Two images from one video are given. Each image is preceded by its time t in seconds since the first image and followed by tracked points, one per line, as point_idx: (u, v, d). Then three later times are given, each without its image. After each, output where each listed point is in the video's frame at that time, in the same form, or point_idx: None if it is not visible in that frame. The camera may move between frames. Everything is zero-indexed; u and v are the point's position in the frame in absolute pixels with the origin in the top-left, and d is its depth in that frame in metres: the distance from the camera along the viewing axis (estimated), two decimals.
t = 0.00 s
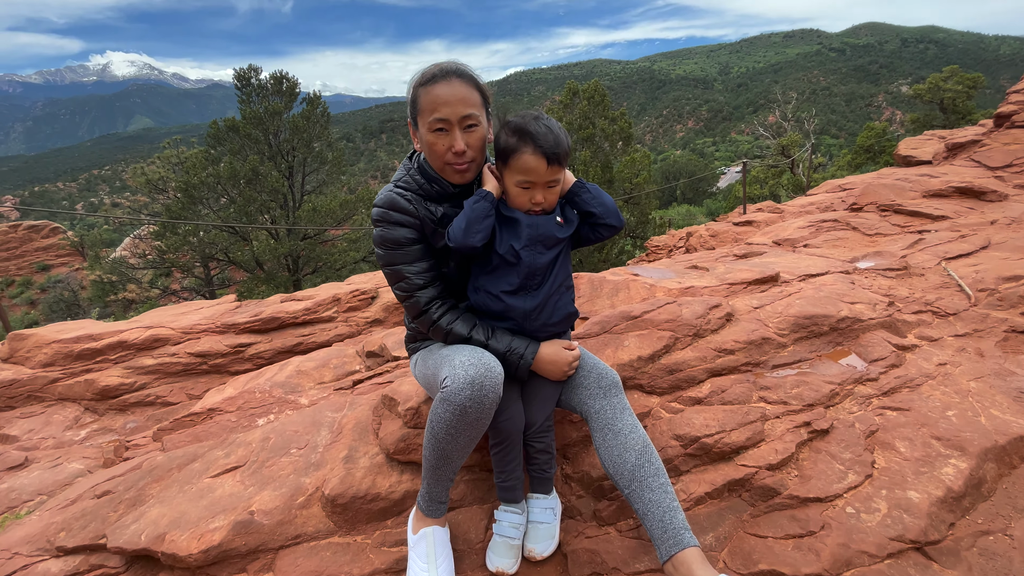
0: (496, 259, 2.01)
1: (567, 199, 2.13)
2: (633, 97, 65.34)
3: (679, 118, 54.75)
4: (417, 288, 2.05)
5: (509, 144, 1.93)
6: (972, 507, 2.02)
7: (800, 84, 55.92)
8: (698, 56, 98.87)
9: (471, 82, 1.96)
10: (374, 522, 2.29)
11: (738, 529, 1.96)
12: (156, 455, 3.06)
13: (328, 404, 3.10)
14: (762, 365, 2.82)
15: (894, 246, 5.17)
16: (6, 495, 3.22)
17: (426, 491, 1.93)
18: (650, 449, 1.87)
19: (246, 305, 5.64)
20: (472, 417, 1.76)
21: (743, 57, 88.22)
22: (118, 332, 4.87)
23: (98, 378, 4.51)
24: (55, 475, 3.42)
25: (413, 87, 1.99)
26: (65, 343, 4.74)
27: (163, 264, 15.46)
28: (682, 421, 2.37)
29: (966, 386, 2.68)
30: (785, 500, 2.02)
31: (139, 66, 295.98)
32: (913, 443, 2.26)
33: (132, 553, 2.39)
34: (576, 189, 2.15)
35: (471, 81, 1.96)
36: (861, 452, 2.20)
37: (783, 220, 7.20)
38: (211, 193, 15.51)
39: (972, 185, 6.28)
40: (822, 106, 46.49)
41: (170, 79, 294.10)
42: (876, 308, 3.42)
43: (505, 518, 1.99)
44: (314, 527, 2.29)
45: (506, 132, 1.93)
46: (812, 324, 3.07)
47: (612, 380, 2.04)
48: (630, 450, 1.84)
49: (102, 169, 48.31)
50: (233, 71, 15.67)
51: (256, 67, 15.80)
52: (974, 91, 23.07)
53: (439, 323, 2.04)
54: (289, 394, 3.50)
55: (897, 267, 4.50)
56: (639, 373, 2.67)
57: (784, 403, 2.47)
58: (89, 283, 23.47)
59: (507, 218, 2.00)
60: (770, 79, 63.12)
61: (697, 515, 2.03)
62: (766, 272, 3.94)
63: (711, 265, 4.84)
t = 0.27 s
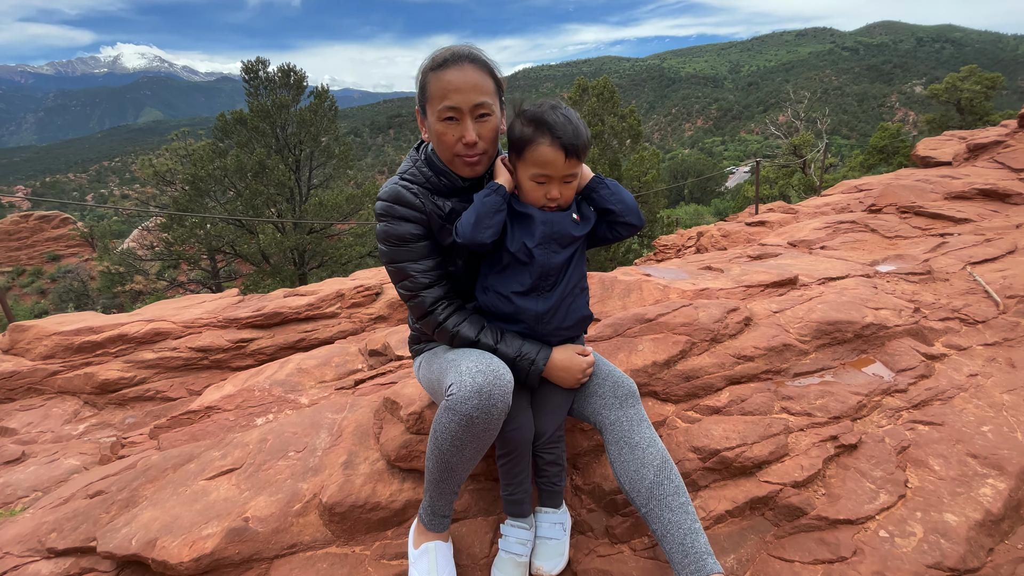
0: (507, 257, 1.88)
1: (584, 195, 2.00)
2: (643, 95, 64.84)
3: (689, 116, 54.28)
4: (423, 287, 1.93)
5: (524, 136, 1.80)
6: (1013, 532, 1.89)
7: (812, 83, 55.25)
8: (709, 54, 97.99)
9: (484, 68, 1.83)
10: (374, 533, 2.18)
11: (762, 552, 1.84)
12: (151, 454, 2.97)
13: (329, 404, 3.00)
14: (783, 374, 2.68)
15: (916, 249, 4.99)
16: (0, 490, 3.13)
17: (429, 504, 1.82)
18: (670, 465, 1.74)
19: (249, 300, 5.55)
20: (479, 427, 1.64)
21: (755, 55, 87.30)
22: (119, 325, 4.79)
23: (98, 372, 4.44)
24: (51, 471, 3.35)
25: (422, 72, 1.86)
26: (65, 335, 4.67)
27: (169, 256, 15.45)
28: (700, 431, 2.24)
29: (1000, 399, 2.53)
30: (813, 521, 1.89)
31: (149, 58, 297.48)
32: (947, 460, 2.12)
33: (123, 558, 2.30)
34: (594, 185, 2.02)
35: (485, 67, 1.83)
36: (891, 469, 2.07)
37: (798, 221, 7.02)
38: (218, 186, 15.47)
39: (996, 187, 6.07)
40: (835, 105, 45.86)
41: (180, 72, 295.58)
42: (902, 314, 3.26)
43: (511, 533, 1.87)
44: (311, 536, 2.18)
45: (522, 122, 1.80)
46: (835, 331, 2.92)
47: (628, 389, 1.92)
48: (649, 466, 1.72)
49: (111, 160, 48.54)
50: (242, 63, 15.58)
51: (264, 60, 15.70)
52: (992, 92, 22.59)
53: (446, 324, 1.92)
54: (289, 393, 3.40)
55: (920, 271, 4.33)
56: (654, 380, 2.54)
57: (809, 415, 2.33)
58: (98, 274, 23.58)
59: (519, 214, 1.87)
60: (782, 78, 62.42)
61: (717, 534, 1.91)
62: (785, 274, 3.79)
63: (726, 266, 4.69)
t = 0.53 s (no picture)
0: (516, 258, 1.79)
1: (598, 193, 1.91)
2: (651, 93, 64.45)
3: (697, 115, 53.89)
4: (427, 287, 1.84)
5: (536, 130, 1.70)
6: None
7: (823, 84, 54.67)
8: (718, 54, 97.30)
9: (496, 59, 1.74)
10: (372, 542, 2.11)
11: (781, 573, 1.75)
12: (148, 453, 2.90)
13: (329, 404, 2.92)
14: (800, 383, 2.58)
15: (933, 254, 4.86)
16: None
17: (430, 517, 1.73)
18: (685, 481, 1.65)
19: (251, 295, 5.48)
20: (484, 437, 1.55)
21: (765, 55, 86.52)
22: (120, 319, 4.73)
23: (98, 366, 4.38)
24: (48, 466, 3.29)
25: (431, 62, 1.76)
26: (66, 328, 4.61)
27: (175, 249, 15.47)
28: (715, 443, 2.14)
29: None
30: (834, 542, 1.81)
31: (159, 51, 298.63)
32: (974, 478, 2.02)
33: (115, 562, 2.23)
34: (608, 183, 1.92)
35: (497, 57, 1.74)
36: (916, 487, 1.97)
37: (811, 223, 6.89)
38: (224, 179, 15.44)
39: (1016, 192, 5.91)
40: (845, 106, 45.35)
41: (189, 65, 296.61)
42: (923, 321, 3.15)
43: (515, 548, 1.78)
44: (308, 544, 2.11)
45: (534, 115, 1.71)
46: (854, 338, 2.81)
47: (641, 400, 1.82)
48: (663, 482, 1.63)
49: (120, 152, 48.77)
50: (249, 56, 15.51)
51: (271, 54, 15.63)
52: (1007, 94, 22.19)
53: (450, 328, 1.83)
54: (289, 392, 3.33)
55: (938, 276, 4.20)
56: (665, 387, 2.44)
57: (828, 428, 2.23)
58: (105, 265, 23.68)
59: (530, 212, 1.78)
60: (792, 78, 61.85)
61: (733, 553, 1.82)
62: (800, 278, 3.67)
63: (738, 269, 4.57)
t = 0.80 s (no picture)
0: (523, 258, 1.76)
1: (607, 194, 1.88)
2: (658, 91, 64.11)
3: (704, 114, 53.57)
4: (432, 287, 1.81)
5: (546, 129, 1.67)
6: None
7: (832, 83, 54.20)
8: (726, 52, 96.64)
9: (506, 55, 1.71)
10: (373, 542, 2.10)
11: None
12: (150, 448, 2.90)
13: (331, 402, 2.91)
14: (808, 388, 2.54)
15: (943, 258, 4.79)
16: None
17: (432, 520, 1.71)
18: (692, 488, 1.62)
19: (255, 290, 5.48)
20: (488, 441, 1.52)
21: (773, 53, 85.85)
22: (124, 312, 4.73)
23: (102, 359, 4.39)
24: (50, 460, 3.30)
25: (441, 58, 1.73)
26: (70, 321, 4.61)
27: (181, 242, 15.52)
28: (721, 448, 2.11)
29: None
30: (842, 552, 1.78)
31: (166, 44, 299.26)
32: (986, 488, 1.98)
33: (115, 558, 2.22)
34: (618, 183, 1.89)
35: (507, 54, 1.71)
36: (926, 497, 1.94)
37: (819, 224, 6.82)
38: (230, 173, 15.45)
39: None
40: (854, 106, 44.94)
41: (196, 58, 297.11)
42: (933, 326, 3.10)
43: (518, 552, 1.76)
44: (309, 544, 2.09)
45: (544, 113, 1.68)
46: (863, 343, 2.77)
47: (648, 405, 1.79)
48: (670, 489, 1.60)
49: (128, 145, 48.99)
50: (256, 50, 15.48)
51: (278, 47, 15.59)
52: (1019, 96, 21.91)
53: (455, 328, 1.80)
54: (292, 389, 3.31)
55: (948, 280, 4.14)
56: (671, 391, 2.41)
57: (837, 436, 2.19)
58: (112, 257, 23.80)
59: (538, 211, 1.75)
60: (800, 77, 61.38)
61: (739, 560, 1.80)
62: (808, 281, 3.62)
63: (745, 270, 4.52)
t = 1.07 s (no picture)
0: (527, 265, 1.72)
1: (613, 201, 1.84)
2: (662, 88, 63.77)
3: (708, 112, 53.29)
4: (433, 293, 1.78)
5: (552, 134, 1.63)
6: None
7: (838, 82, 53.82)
8: (731, 49, 96.06)
9: (512, 58, 1.66)
10: (372, 549, 2.07)
11: None
12: (149, 449, 2.88)
13: (331, 404, 2.88)
14: (814, 396, 2.50)
15: (951, 263, 4.74)
16: None
17: (431, 531, 1.69)
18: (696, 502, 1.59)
19: (256, 287, 5.45)
20: (489, 453, 1.49)
21: (779, 51, 85.26)
22: (124, 309, 4.70)
23: (102, 356, 4.37)
24: (50, 458, 3.28)
25: (445, 60, 1.69)
26: (71, 317, 4.59)
27: (183, 236, 15.52)
28: (725, 459, 2.08)
29: None
30: (849, 568, 1.76)
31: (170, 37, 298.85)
32: (996, 503, 1.94)
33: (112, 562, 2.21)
34: (624, 190, 1.86)
35: (512, 57, 1.66)
36: (934, 512, 1.90)
37: (824, 226, 6.75)
38: (232, 167, 15.40)
39: None
40: (859, 105, 44.64)
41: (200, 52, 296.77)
42: (941, 334, 3.05)
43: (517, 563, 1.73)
44: (306, 550, 2.07)
45: (549, 119, 1.64)
46: (870, 351, 2.72)
47: (652, 416, 1.76)
48: (674, 503, 1.56)
49: (131, 138, 48.99)
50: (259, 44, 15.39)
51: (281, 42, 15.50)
52: None
53: (456, 336, 1.77)
54: (292, 390, 3.29)
55: (956, 285, 4.09)
56: (675, 398, 2.38)
57: (844, 447, 2.15)
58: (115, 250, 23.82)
59: (542, 218, 1.71)
60: (806, 75, 61.00)
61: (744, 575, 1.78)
62: (814, 285, 3.58)
63: (750, 273, 4.47)
